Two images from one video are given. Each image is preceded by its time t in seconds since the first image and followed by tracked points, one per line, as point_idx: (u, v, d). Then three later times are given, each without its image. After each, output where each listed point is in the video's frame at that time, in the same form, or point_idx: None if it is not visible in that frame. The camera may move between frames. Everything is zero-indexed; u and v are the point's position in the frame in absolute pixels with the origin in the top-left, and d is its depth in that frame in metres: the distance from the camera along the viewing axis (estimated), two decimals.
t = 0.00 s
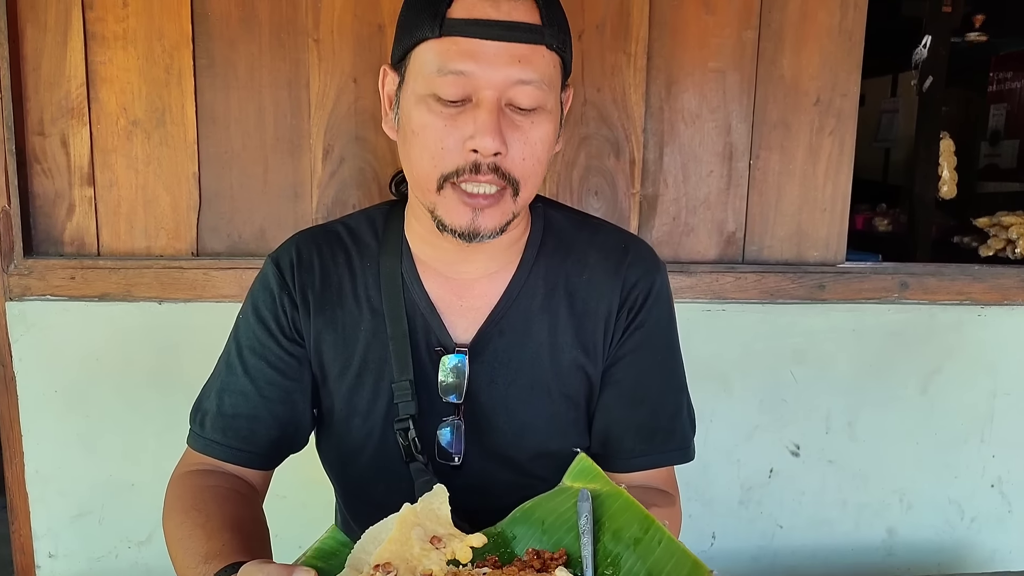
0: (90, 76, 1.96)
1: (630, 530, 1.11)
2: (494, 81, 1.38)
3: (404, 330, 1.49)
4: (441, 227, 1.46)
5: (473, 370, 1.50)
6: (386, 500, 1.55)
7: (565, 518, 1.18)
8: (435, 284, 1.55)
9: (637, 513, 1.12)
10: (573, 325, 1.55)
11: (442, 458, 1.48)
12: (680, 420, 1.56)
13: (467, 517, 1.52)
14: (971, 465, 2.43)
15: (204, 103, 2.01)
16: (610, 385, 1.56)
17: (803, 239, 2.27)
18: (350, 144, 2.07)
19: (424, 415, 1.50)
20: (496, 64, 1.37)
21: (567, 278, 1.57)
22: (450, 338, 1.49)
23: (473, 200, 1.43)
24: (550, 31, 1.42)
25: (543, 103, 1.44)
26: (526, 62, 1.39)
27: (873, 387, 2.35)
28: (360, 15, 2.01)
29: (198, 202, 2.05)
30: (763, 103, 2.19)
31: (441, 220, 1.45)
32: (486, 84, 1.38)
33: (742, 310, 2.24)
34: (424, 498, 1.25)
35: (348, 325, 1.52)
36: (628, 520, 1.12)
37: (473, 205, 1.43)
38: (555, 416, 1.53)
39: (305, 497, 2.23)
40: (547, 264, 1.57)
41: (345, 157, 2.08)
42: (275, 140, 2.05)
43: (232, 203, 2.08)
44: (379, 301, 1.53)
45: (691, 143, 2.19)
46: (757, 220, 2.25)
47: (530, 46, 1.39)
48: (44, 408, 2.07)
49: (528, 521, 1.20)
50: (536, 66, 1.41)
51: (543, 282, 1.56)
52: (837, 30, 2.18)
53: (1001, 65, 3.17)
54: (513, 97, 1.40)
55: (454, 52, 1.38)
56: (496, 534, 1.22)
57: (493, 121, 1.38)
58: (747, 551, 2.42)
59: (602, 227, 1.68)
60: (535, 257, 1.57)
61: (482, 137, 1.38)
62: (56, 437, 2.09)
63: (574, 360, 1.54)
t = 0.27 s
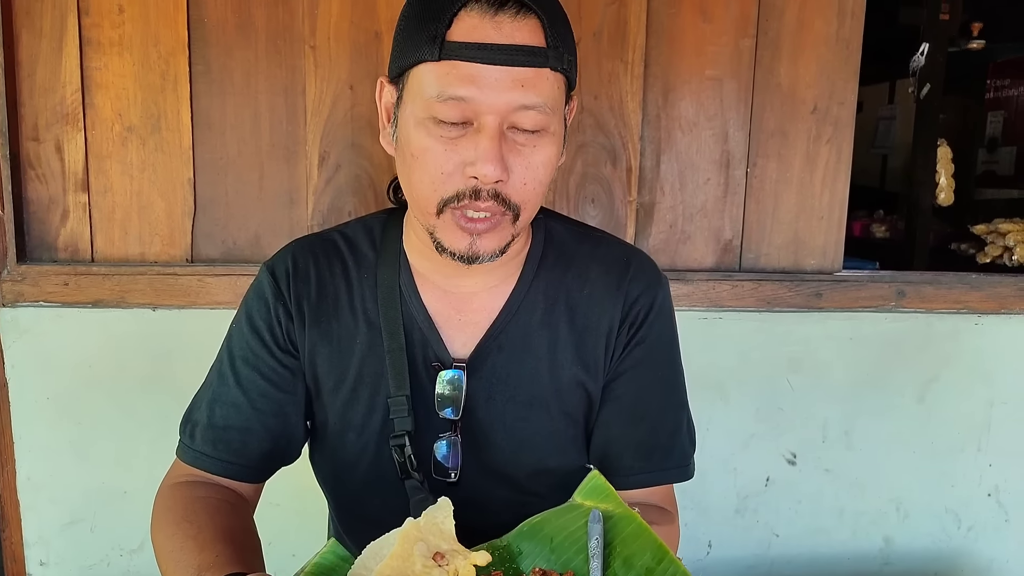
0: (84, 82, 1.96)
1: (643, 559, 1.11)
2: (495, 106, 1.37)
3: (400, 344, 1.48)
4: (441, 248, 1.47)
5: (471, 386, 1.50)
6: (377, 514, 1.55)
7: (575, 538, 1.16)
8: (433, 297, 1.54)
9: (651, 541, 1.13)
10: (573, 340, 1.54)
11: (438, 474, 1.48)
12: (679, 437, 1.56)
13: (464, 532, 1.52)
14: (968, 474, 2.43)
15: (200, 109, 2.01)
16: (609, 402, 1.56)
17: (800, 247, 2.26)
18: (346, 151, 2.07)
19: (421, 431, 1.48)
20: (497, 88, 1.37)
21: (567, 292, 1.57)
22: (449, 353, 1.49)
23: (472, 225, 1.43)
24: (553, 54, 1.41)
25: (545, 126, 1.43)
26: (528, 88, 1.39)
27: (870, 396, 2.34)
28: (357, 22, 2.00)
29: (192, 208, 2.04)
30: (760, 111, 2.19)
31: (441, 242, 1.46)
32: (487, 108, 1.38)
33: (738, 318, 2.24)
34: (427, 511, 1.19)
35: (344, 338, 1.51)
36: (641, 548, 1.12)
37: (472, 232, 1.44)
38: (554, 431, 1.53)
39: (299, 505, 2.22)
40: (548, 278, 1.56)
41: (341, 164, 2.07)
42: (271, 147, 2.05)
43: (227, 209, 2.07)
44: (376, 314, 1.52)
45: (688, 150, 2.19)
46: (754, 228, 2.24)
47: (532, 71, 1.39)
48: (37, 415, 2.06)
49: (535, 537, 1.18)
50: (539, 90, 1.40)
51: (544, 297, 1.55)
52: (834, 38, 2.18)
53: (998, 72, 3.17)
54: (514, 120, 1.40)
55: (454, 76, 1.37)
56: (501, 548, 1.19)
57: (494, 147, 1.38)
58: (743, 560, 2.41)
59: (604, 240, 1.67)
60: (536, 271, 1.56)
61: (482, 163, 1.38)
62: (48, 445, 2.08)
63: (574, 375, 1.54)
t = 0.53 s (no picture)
0: (77, 90, 1.95)
1: None
2: (496, 107, 1.37)
3: (395, 362, 1.47)
4: (439, 255, 1.45)
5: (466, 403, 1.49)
6: (371, 534, 1.53)
7: None
8: (427, 312, 1.54)
9: None
10: (568, 355, 1.54)
11: (434, 495, 1.47)
12: (673, 459, 1.53)
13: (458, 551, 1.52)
14: (961, 487, 2.42)
15: (193, 118, 2.00)
16: (603, 421, 1.54)
17: (795, 259, 2.26)
18: (341, 160, 2.06)
19: (416, 450, 1.47)
20: (498, 90, 1.37)
21: (564, 308, 1.56)
22: (444, 372, 1.48)
23: (471, 230, 1.42)
24: (554, 57, 1.42)
25: (545, 129, 1.44)
26: (530, 89, 1.39)
27: (864, 408, 2.34)
28: (352, 31, 2.00)
29: (185, 217, 2.03)
30: (755, 122, 2.20)
31: (439, 248, 1.45)
32: (487, 110, 1.38)
33: (732, 329, 2.24)
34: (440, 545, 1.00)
35: (337, 355, 1.50)
36: None
37: (471, 237, 1.42)
38: (546, 447, 1.52)
39: (291, 516, 2.20)
40: (546, 294, 1.56)
41: (335, 173, 2.07)
42: (264, 156, 2.04)
43: (220, 218, 2.06)
44: (371, 330, 1.51)
45: (682, 161, 2.19)
46: (748, 239, 2.24)
47: (534, 73, 1.39)
48: (26, 426, 2.04)
49: None
50: (541, 93, 1.40)
51: (540, 312, 1.55)
52: (828, 50, 2.19)
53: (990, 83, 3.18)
54: (515, 123, 1.40)
55: (454, 76, 1.37)
56: None
57: (494, 147, 1.38)
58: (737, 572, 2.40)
59: (604, 257, 1.66)
60: (534, 286, 1.56)
61: (482, 164, 1.37)
62: (37, 456, 2.06)
63: (568, 391, 1.53)
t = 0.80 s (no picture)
0: (72, 97, 1.94)
1: None
2: (498, 118, 1.37)
3: (394, 370, 1.46)
4: (441, 264, 1.45)
5: (466, 411, 1.49)
6: (371, 544, 1.52)
7: (595, 558, 1.08)
8: (428, 320, 1.54)
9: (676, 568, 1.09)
10: (569, 363, 1.54)
11: (435, 504, 1.45)
12: (672, 465, 1.55)
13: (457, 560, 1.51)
14: (959, 491, 2.42)
15: (189, 124, 1.99)
16: (603, 429, 1.54)
17: (791, 263, 2.26)
18: (337, 166, 2.06)
19: (415, 458, 1.47)
20: (500, 100, 1.36)
21: (565, 315, 1.57)
22: (445, 381, 1.48)
23: (473, 239, 1.42)
24: (555, 67, 1.41)
25: (547, 139, 1.43)
26: (532, 100, 1.38)
27: (861, 412, 2.34)
28: (348, 37, 2.00)
29: (181, 224, 2.03)
30: (751, 127, 2.20)
31: (441, 257, 1.44)
32: (489, 119, 1.37)
33: (729, 334, 2.24)
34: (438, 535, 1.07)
35: (337, 364, 1.50)
36: None
37: (474, 245, 1.42)
38: (547, 455, 1.52)
39: (288, 522, 2.19)
40: (547, 302, 1.57)
41: (331, 179, 2.06)
42: (260, 162, 2.04)
43: (217, 224, 2.05)
44: (370, 339, 1.51)
45: (679, 166, 2.19)
46: (745, 244, 2.25)
47: (536, 83, 1.39)
48: (21, 433, 2.03)
49: (552, 556, 1.08)
50: (542, 103, 1.40)
51: (541, 319, 1.55)
52: (824, 56, 2.19)
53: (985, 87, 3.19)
54: (516, 133, 1.40)
55: (456, 86, 1.37)
56: (516, 564, 1.08)
57: (496, 157, 1.38)
58: None
59: (604, 264, 1.67)
60: (535, 294, 1.56)
61: (484, 174, 1.37)
62: (32, 463, 2.05)
63: (569, 398, 1.53)
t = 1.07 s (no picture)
0: (73, 98, 1.94)
1: (677, 570, 1.09)
2: (507, 125, 1.36)
3: (401, 367, 1.47)
4: (447, 264, 1.46)
5: (472, 407, 1.49)
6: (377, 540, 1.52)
7: (603, 537, 1.13)
8: (434, 317, 1.54)
9: (686, 553, 1.10)
10: (571, 357, 1.54)
11: (442, 499, 1.45)
12: (672, 460, 1.55)
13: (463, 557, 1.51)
14: (960, 492, 2.42)
15: (190, 126, 1.99)
16: (605, 423, 1.55)
17: (793, 265, 2.26)
18: (338, 167, 2.05)
19: (422, 453, 1.47)
20: (509, 108, 1.36)
21: (566, 310, 1.57)
22: (450, 375, 1.48)
23: (481, 241, 1.43)
24: (562, 73, 1.41)
25: (554, 147, 1.43)
26: (540, 108, 1.38)
27: (863, 414, 2.34)
28: (349, 38, 2.00)
29: (182, 226, 2.03)
30: (753, 129, 2.20)
31: (448, 257, 1.45)
32: (498, 127, 1.37)
33: (731, 336, 2.23)
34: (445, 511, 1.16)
35: (345, 360, 1.50)
36: (676, 560, 1.10)
37: (481, 246, 1.42)
38: (549, 450, 1.51)
39: (290, 524, 2.19)
40: (550, 298, 1.57)
41: (332, 180, 2.06)
42: (262, 163, 2.03)
43: (218, 226, 2.05)
44: (378, 335, 1.51)
45: (681, 168, 2.18)
46: (747, 246, 2.24)
47: (544, 91, 1.38)
48: (23, 435, 2.03)
49: (560, 533, 1.14)
50: (550, 110, 1.39)
51: (542, 314, 1.55)
52: (825, 57, 2.19)
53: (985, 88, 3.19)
54: (524, 141, 1.39)
55: (466, 94, 1.36)
56: (523, 539, 1.14)
57: (504, 165, 1.37)
58: None
59: (606, 261, 1.67)
60: (538, 290, 1.56)
61: (492, 181, 1.37)
62: (34, 465, 2.05)
63: (571, 394, 1.53)
